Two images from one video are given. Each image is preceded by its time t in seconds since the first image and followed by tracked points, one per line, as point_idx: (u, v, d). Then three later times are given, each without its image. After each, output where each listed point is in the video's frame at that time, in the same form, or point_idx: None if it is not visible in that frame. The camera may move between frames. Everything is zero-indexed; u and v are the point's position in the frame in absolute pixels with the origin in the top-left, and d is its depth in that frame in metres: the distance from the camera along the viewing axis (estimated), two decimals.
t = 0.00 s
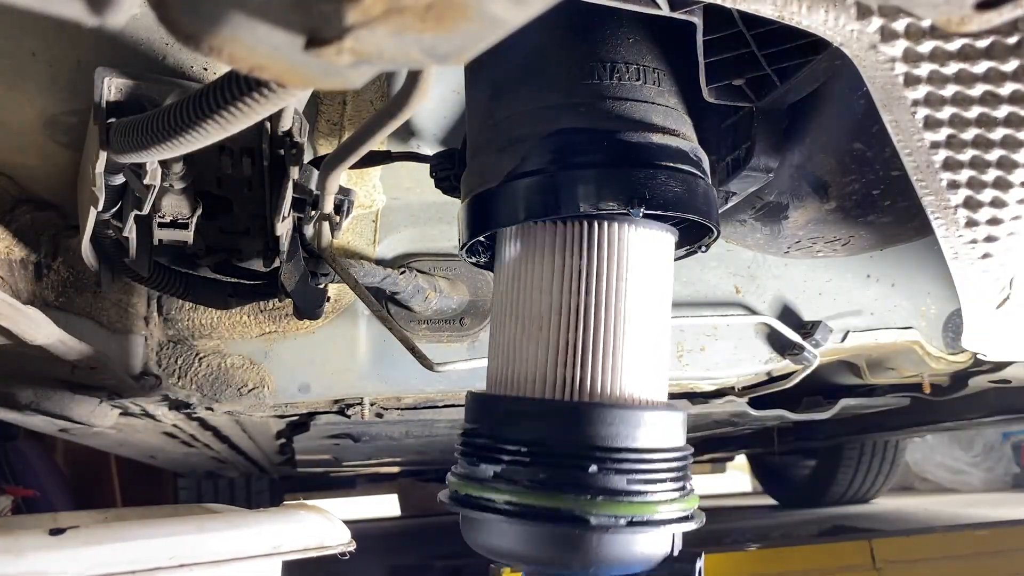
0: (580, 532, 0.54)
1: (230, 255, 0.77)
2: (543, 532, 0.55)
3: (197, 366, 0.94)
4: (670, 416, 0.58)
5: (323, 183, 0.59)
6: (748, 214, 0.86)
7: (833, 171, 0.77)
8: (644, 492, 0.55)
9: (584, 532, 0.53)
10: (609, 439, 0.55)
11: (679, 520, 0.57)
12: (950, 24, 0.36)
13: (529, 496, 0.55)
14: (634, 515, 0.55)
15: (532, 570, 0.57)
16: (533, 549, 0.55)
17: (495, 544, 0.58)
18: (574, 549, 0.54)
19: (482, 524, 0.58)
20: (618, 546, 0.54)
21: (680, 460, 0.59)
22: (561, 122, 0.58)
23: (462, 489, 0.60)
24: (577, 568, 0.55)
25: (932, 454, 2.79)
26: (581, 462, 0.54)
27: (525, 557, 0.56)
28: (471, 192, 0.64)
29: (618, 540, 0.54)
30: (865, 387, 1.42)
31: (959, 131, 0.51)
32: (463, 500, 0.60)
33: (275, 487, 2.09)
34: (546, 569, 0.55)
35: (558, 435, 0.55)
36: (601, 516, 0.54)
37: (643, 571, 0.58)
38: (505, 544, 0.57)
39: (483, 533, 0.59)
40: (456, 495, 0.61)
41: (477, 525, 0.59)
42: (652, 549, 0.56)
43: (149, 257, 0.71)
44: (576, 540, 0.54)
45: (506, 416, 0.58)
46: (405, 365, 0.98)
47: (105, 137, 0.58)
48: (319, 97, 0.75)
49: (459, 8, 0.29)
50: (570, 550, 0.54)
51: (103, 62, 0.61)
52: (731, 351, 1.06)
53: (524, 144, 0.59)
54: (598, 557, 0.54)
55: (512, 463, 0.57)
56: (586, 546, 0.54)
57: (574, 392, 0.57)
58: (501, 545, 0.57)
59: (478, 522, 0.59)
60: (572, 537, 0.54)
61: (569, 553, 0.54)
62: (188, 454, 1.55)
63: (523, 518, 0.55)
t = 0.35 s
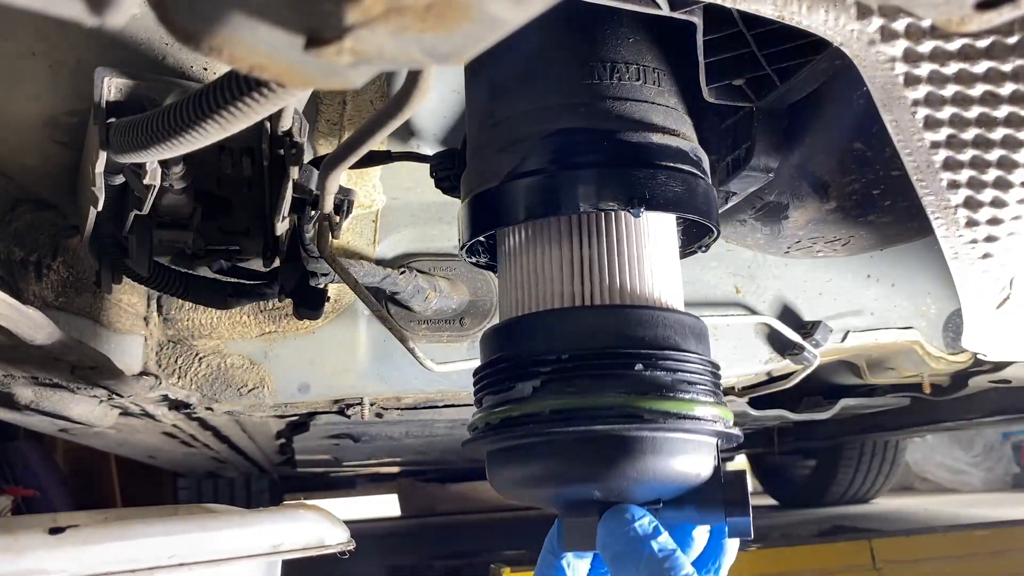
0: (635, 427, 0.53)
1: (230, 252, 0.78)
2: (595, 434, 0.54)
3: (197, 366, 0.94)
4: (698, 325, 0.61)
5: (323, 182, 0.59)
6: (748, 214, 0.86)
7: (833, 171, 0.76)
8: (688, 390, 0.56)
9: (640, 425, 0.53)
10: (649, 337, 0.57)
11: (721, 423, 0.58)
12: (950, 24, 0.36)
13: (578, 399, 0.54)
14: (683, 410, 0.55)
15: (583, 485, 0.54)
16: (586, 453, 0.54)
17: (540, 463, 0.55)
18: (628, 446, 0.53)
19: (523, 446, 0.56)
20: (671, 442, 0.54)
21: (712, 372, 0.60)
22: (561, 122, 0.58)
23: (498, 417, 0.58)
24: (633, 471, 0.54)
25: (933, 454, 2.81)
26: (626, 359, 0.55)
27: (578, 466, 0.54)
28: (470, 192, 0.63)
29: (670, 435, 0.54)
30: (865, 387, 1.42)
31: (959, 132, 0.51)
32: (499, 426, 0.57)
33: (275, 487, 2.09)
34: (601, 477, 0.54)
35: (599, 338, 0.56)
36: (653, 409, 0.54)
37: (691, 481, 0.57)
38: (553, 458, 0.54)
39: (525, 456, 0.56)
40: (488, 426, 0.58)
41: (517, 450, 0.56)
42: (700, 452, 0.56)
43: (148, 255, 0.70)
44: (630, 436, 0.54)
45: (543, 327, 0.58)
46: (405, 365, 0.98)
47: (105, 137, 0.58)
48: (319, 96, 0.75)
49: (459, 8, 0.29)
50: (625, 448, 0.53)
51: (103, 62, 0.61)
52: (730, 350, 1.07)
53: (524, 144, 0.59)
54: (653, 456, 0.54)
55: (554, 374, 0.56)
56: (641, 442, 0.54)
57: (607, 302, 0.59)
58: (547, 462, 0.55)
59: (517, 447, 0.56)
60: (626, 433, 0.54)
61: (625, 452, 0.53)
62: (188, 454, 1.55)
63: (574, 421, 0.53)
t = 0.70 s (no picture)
0: (637, 365, 0.54)
1: (230, 252, 0.78)
2: (597, 374, 0.54)
3: (197, 366, 0.94)
4: (701, 266, 0.61)
5: (323, 182, 0.59)
6: (748, 214, 0.86)
7: (833, 171, 0.76)
8: (691, 329, 0.57)
9: (643, 362, 0.54)
10: (649, 279, 0.57)
11: (727, 361, 0.57)
12: (950, 24, 0.36)
13: (579, 341, 0.55)
14: (686, 348, 0.56)
15: (589, 426, 0.55)
16: (590, 393, 0.55)
17: (545, 406, 0.56)
18: (632, 385, 0.54)
19: (530, 391, 0.57)
20: (675, 380, 0.55)
21: (716, 313, 0.60)
22: (561, 122, 0.58)
23: (505, 364, 0.59)
24: (637, 410, 0.54)
25: (932, 454, 2.81)
26: (626, 301, 0.56)
27: (582, 406, 0.55)
28: (470, 192, 0.63)
29: (674, 372, 0.55)
30: (866, 388, 1.42)
31: (959, 132, 0.51)
32: (505, 374, 0.58)
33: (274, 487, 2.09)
34: (605, 416, 0.54)
35: (600, 283, 0.58)
36: (654, 347, 0.55)
37: (698, 419, 0.57)
38: (558, 400, 0.55)
39: (532, 400, 0.57)
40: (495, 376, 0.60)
41: (524, 395, 0.58)
42: (705, 389, 0.56)
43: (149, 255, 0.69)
44: (633, 375, 0.54)
45: (545, 273, 0.59)
46: (405, 365, 0.98)
47: (105, 137, 0.58)
48: (319, 96, 0.75)
49: (459, 8, 0.29)
50: (629, 386, 0.54)
51: (102, 62, 0.61)
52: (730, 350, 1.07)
53: (523, 144, 0.59)
54: (658, 394, 0.54)
55: (556, 320, 0.57)
56: (645, 381, 0.54)
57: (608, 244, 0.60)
58: (552, 405, 0.56)
59: (524, 392, 0.57)
60: (629, 372, 0.54)
61: (629, 391, 0.54)
62: (188, 454, 1.55)
63: (575, 362, 0.55)
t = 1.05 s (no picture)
0: (611, 337, 0.54)
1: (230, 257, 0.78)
2: (573, 345, 0.55)
3: (197, 366, 0.95)
4: (684, 238, 0.60)
5: (323, 182, 0.59)
6: (748, 214, 0.86)
7: (833, 171, 0.76)
8: (668, 301, 0.56)
9: (617, 335, 0.54)
10: (629, 251, 0.57)
11: (704, 332, 0.57)
12: (950, 24, 0.36)
13: (558, 314, 0.56)
14: (662, 321, 0.55)
15: (566, 395, 0.56)
16: (566, 365, 0.55)
17: (523, 375, 0.57)
18: (607, 357, 0.54)
19: (510, 360, 0.58)
20: (650, 354, 0.55)
21: (698, 282, 0.60)
22: (561, 122, 0.58)
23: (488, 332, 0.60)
24: (612, 382, 0.55)
25: (932, 454, 2.82)
26: (604, 273, 0.56)
27: (558, 377, 0.55)
28: (470, 192, 0.63)
29: (648, 346, 0.55)
30: (866, 388, 1.42)
31: (959, 131, 0.51)
32: (487, 342, 0.59)
33: (275, 487, 2.09)
34: (580, 387, 0.55)
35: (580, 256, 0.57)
36: (630, 320, 0.55)
37: (674, 389, 0.57)
38: (535, 370, 0.56)
39: (511, 369, 0.58)
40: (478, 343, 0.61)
41: (504, 364, 0.58)
42: (681, 362, 0.56)
43: (149, 257, 0.70)
44: (608, 348, 0.55)
45: (525, 242, 0.59)
46: (405, 365, 0.98)
47: (105, 137, 0.58)
48: (319, 96, 0.75)
49: (459, 8, 0.29)
50: (603, 359, 0.54)
51: (101, 62, 0.61)
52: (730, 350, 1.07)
53: (523, 144, 0.59)
54: (632, 367, 0.55)
55: (536, 290, 0.58)
56: (619, 354, 0.55)
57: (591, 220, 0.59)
58: (530, 374, 0.56)
59: (504, 361, 0.58)
60: (604, 345, 0.55)
61: (603, 364, 0.54)
62: (188, 454, 1.55)
63: (554, 335, 0.55)
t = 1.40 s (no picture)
0: (611, 301, 0.54)
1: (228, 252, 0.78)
2: (572, 309, 0.55)
3: (197, 366, 0.95)
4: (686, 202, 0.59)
5: (323, 182, 0.59)
6: (748, 214, 0.86)
7: (833, 171, 0.76)
8: (666, 267, 0.56)
9: (615, 298, 0.54)
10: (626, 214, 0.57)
11: (705, 299, 0.57)
12: (949, 24, 0.36)
13: (557, 279, 0.56)
14: (661, 285, 0.56)
15: (566, 360, 0.56)
16: (565, 329, 0.55)
17: (523, 343, 0.57)
18: (606, 322, 0.54)
19: (509, 327, 0.58)
20: (649, 318, 0.55)
21: (698, 250, 0.60)
22: (561, 122, 0.58)
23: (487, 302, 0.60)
24: (611, 346, 0.55)
25: (932, 454, 2.82)
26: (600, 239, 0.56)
27: (558, 342, 0.55)
28: (470, 192, 0.63)
29: (648, 310, 0.55)
30: (866, 388, 1.42)
31: (959, 132, 0.51)
32: (486, 312, 0.59)
33: (275, 487, 2.09)
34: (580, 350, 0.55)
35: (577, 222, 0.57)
36: (630, 284, 0.55)
37: (674, 355, 0.57)
38: (535, 336, 0.56)
39: (512, 337, 0.58)
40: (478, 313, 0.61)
41: (504, 332, 0.59)
42: (682, 328, 0.56)
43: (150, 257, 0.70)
44: (607, 312, 0.55)
45: (518, 233, 0.59)
46: (405, 365, 0.98)
47: (105, 137, 0.58)
48: (319, 96, 0.75)
49: (459, 8, 0.29)
50: (603, 323, 0.54)
51: (101, 62, 0.61)
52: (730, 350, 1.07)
53: (523, 144, 0.59)
54: (632, 330, 0.55)
55: (533, 258, 0.58)
56: (619, 318, 0.55)
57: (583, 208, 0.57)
58: (530, 341, 0.57)
59: (504, 329, 0.58)
60: (603, 309, 0.55)
61: (602, 328, 0.55)
62: (188, 454, 1.55)
63: (551, 299, 0.55)
